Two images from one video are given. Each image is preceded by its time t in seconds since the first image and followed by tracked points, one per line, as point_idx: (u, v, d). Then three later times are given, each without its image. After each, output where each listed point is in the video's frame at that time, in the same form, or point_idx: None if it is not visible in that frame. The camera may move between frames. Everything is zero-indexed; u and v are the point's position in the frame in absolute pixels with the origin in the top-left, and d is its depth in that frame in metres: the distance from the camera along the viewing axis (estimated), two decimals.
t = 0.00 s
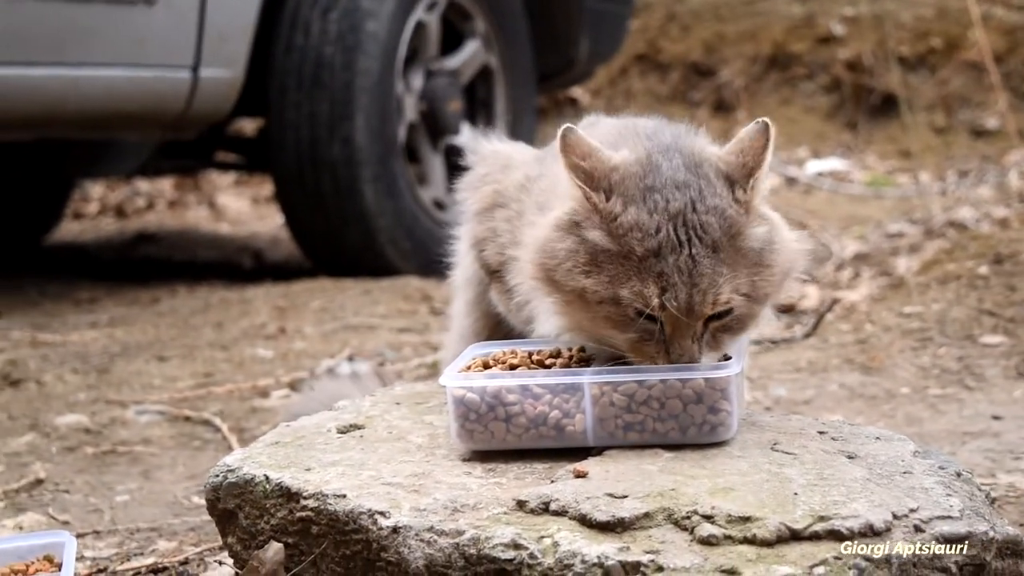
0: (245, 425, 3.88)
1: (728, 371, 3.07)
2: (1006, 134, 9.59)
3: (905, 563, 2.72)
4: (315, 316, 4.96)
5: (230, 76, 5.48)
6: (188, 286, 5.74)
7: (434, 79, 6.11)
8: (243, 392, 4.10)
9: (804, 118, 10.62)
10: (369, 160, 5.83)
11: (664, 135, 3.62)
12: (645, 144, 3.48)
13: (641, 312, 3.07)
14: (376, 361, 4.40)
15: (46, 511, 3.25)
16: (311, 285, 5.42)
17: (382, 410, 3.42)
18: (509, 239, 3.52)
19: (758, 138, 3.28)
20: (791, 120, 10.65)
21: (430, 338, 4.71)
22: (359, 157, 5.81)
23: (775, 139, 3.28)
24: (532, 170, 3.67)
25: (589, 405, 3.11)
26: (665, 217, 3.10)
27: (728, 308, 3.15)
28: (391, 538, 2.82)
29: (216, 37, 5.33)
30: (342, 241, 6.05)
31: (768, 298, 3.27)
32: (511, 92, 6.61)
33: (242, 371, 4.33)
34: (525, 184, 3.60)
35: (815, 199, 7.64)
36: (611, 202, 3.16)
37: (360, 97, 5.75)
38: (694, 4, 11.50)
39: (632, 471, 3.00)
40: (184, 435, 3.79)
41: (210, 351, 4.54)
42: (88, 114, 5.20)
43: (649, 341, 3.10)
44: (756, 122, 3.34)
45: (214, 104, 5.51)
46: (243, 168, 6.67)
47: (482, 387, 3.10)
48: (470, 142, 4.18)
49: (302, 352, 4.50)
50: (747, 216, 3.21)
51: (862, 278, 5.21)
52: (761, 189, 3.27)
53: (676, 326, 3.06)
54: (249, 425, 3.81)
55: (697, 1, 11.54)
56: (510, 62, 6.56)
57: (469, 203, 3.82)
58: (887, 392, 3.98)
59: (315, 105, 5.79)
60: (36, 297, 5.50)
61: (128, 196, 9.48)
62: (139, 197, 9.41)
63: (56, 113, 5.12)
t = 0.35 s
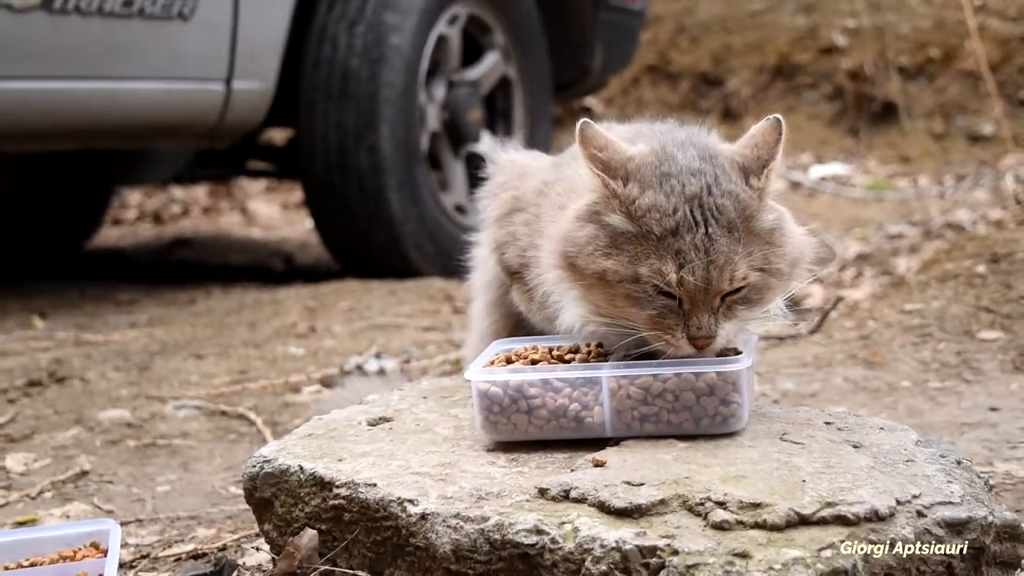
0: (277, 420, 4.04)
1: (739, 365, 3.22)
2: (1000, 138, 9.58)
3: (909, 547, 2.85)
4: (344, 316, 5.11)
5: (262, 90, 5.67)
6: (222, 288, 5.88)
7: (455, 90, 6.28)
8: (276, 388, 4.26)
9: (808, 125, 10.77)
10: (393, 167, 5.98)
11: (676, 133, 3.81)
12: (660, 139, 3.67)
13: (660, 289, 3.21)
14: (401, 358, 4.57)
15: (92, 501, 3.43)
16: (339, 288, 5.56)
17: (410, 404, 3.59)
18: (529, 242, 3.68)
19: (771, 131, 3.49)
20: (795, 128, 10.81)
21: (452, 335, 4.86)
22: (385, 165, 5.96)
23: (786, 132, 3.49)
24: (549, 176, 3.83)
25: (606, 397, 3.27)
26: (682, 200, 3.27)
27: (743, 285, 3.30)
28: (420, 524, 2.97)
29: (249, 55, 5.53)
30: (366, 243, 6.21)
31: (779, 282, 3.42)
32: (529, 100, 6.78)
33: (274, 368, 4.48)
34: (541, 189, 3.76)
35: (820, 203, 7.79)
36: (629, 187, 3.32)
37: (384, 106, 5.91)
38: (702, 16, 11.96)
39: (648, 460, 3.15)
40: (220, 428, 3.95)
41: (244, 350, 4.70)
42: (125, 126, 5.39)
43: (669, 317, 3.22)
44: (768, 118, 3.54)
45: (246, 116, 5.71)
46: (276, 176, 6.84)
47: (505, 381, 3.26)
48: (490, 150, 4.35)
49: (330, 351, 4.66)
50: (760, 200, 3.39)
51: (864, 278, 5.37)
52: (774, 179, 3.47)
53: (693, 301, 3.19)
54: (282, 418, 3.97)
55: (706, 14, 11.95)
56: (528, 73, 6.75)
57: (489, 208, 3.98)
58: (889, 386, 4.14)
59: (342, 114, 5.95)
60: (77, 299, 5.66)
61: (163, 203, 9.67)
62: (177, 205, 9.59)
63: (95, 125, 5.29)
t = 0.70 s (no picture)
0: (296, 410, 4.26)
1: (728, 357, 3.45)
2: (976, 148, 9.89)
3: (887, 526, 3.05)
4: (360, 313, 5.31)
5: (284, 101, 5.91)
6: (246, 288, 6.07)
7: (465, 101, 6.50)
8: (294, 380, 4.47)
9: (793, 135, 10.99)
10: (407, 175, 6.20)
11: (663, 148, 4.05)
12: (650, 155, 3.91)
13: (665, 305, 3.45)
14: (413, 352, 4.79)
15: (124, 485, 3.66)
16: (356, 287, 5.76)
17: (421, 394, 3.81)
18: (529, 243, 3.90)
19: (753, 149, 3.78)
20: (783, 136, 11.02)
21: (459, 330, 5.07)
22: (399, 172, 6.17)
23: (767, 149, 3.79)
24: (546, 181, 4.05)
25: (604, 387, 3.49)
26: (683, 220, 3.51)
27: (738, 299, 3.56)
28: (429, 506, 3.18)
29: (271, 68, 5.77)
30: (383, 248, 6.43)
31: (762, 291, 3.72)
32: (533, 113, 7.01)
33: (295, 361, 4.69)
34: (539, 194, 3.98)
35: (809, 206, 8.01)
36: (632, 209, 3.54)
37: (398, 119, 6.12)
38: (695, 33, 12.12)
39: (643, 446, 3.36)
40: (245, 417, 4.16)
41: (268, 344, 4.90)
42: (157, 136, 5.59)
43: (672, 327, 3.46)
44: (750, 135, 3.84)
45: (269, 127, 5.95)
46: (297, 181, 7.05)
47: (509, 372, 3.48)
48: (497, 157, 4.57)
49: (347, 345, 4.87)
50: (749, 217, 3.67)
51: (846, 276, 5.58)
52: (757, 191, 3.77)
53: (695, 315, 3.46)
54: (301, 408, 4.19)
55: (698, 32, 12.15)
56: (531, 86, 6.97)
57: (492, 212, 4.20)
58: (869, 376, 4.37)
59: (357, 126, 6.16)
60: (111, 297, 5.85)
61: (197, 208, 9.86)
62: (205, 210, 9.80)
63: (129, 136, 5.49)
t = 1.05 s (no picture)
0: (303, 409, 4.25)
1: (736, 355, 3.44)
2: (978, 145, 9.88)
3: (896, 525, 3.05)
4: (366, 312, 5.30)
5: (289, 99, 5.90)
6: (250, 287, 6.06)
7: (470, 100, 6.49)
8: (302, 380, 4.46)
9: (797, 132, 10.97)
10: (412, 174, 6.18)
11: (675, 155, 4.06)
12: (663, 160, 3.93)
13: (677, 304, 3.45)
14: (420, 351, 4.77)
15: (132, 485, 3.65)
16: (362, 285, 5.75)
17: (429, 393, 3.80)
18: (535, 244, 3.89)
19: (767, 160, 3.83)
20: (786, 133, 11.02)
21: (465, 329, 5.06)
22: (404, 171, 6.15)
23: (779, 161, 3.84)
24: (552, 181, 4.04)
25: (612, 386, 3.48)
26: (697, 221, 3.52)
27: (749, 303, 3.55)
28: (438, 505, 3.17)
29: (276, 67, 5.77)
30: (389, 247, 6.41)
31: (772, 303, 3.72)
32: (539, 111, 6.99)
33: (302, 361, 4.68)
34: (546, 194, 3.97)
35: (813, 204, 8.01)
36: (647, 210, 3.54)
37: (404, 117, 6.10)
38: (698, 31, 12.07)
39: (651, 445, 3.36)
40: (251, 417, 4.15)
41: (274, 344, 4.89)
42: (162, 135, 5.57)
43: (683, 330, 3.45)
44: (762, 148, 3.88)
45: (273, 126, 5.94)
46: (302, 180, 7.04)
47: (517, 371, 3.48)
48: (501, 156, 4.55)
49: (353, 345, 4.86)
50: (762, 224, 3.70)
51: (851, 274, 5.57)
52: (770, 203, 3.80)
53: (707, 315, 3.45)
54: (308, 408, 4.17)
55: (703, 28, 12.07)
56: (536, 84, 6.95)
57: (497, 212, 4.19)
58: (878, 374, 4.36)
59: (363, 125, 6.15)
60: (118, 297, 5.84)
61: (196, 206, 9.86)
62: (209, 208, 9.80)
63: (134, 135, 5.47)
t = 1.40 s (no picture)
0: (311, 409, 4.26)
1: (741, 356, 3.45)
2: (987, 142, 9.85)
3: (900, 525, 3.05)
4: (373, 313, 5.32)
5: (296, 100, 5.92)
6: (258, 288, 6.09)
7: (476, 100, 6.50)
8: (309, 381, 4.48)
9: (806, 130, 10.97)
10: (420, 176, 6.19)
11: (676, 142, 4.05)
12: (665, 147, 3.92)
13: (688, 291, 3.46)
14: (427, 352, 4.79)
15: (140, 487, 3.68)
16: (370, 286, 5.77)
17: (435, 395, 3.82)
18: (536, 247, 3.90)
19: (771, 145, 3.85)
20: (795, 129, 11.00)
21: (472, 330, 5.08)
22: (413, 173, 6.17)
23: (783, 146, 3.86)
24: (553, 183, 4.04)
25: (618, 387, 3.49)
26: (708, 208, 3.53)
27: (754, 290, 3.59)
28: (445, 507, 3.18)
29: (283, 68, 5.78)
30: (395, 248, 6.44)
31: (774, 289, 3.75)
32: (545, 110, 7.00)
33: (309, 362, 4.70)
34: (547, 197, 3.97)
35: (820, 202, 8.00)
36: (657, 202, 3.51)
37: (410, 117, 6.11)
38: (705, 30, 12.05)
39: (657, 446, 3.37)
40: (259, 418, 4.17)
41: (281, 345, 4.92)
42: (168, 136, 5.59)
43: (689, 318, 3.46)
44: (766, 132, 3.90)
45: (281, 127, 5.96)
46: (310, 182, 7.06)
47: (522, 373, 3.49)
48: (505, 158, 4.56)
49: (361, 345, 4.88)
50: (767, 208, 3.73)
51: (859, 273, 5.58)
52: (774, 187, 3.82)
53: (717, 301, 3.47)
54: (316, 409, 4.19)
55: (709, 28, 12.06)
56: (541, 85, 6.96)
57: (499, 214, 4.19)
58: (884, 373, 4.37)
59: (370, 126, 6.16)
60: (127, 299, 5.87)
61: (205, 208, 9.90)
62: (215, 209, 9.85)
63: (141, 136, 5.49)
